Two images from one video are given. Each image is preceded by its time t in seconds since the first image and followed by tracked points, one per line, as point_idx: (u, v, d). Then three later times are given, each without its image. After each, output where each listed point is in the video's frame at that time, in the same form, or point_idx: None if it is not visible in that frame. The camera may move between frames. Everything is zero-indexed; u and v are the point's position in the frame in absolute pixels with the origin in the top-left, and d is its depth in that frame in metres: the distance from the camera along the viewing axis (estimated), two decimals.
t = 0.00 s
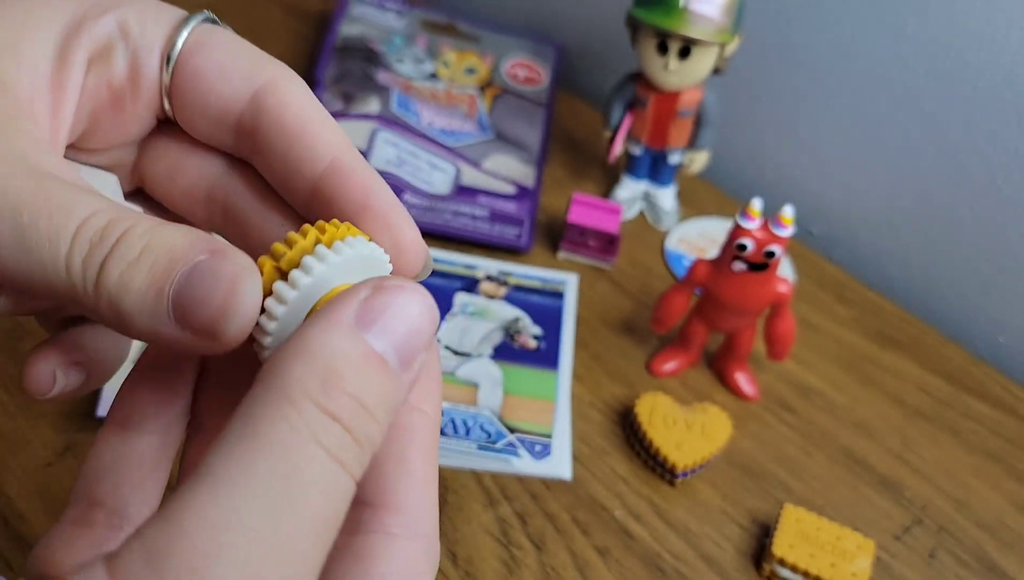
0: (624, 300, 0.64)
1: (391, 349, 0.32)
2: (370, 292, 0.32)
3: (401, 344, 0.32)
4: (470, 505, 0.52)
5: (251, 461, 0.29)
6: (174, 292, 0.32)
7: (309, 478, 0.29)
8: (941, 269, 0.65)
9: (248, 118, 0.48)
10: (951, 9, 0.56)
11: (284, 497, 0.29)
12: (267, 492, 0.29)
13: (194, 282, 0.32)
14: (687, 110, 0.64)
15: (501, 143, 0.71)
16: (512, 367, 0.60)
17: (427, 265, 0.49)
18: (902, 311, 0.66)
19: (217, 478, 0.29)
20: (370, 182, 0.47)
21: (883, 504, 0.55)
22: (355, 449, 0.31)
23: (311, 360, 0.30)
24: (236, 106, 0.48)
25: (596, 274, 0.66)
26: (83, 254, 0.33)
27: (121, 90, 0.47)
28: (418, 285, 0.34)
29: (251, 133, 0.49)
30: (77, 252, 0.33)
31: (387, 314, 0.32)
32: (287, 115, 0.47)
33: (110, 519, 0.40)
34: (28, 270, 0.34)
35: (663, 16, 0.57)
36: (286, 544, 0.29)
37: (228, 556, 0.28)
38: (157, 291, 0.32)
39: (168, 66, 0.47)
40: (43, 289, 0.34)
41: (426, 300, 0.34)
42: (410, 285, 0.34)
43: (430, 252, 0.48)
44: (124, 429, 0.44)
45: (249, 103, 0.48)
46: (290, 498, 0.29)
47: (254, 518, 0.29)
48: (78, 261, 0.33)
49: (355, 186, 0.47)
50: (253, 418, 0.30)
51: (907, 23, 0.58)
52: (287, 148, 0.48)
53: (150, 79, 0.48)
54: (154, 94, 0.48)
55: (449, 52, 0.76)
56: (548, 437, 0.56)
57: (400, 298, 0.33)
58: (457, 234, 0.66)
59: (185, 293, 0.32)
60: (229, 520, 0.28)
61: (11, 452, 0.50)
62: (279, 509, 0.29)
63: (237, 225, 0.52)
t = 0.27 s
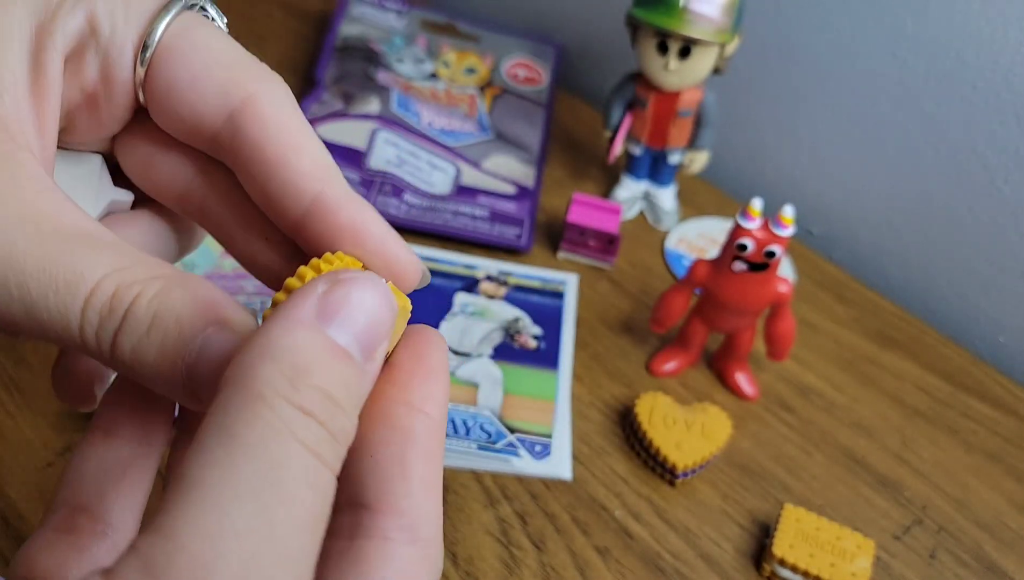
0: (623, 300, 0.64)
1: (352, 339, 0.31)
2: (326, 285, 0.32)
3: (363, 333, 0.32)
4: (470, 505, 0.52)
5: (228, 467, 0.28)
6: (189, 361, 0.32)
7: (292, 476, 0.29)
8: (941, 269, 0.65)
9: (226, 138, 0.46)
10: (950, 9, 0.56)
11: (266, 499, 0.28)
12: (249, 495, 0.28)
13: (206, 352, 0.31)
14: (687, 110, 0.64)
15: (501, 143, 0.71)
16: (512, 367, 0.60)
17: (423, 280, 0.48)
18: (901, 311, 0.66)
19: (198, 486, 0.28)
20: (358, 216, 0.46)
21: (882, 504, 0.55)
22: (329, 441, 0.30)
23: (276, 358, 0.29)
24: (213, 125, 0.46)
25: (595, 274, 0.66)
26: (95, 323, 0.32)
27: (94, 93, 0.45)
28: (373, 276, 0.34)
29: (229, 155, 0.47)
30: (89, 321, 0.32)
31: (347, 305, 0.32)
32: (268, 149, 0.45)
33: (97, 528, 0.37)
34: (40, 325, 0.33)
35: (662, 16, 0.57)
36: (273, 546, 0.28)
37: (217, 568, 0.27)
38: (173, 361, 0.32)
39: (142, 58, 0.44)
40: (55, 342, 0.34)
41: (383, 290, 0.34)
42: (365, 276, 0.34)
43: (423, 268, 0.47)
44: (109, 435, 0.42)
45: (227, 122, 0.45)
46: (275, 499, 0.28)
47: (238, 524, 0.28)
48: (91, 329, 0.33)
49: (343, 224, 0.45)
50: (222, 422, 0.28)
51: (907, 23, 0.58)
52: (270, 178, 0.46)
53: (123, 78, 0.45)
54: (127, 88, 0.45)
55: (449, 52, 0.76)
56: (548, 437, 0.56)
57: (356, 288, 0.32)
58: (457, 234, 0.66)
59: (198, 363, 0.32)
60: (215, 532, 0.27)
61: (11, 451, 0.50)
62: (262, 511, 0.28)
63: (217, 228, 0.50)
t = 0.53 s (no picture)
0: (624, 300, 0.64)
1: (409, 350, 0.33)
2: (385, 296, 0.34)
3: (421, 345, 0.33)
4: (470, 505, 0.51)
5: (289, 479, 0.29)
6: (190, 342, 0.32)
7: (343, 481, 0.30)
8: (942, 268, 0.65)
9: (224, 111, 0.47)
10: (950, 8, 0.56)
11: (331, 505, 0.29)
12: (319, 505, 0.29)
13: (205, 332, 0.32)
14: (688, 109, 0.64)
15: (501, 142, 0.71)
16: (512, 367, 0.59)
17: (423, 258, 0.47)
18: (903, 311, 0.66)
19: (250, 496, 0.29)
20: (357, 172, 0.45)
21: (883, 505, 0.55)
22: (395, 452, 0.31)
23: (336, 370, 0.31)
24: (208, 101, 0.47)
25: (596, 274, 0.66)
26: (88, 312, 0.32)
27: (79, 91, 0.45)
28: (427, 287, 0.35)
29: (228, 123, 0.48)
30: (81, 310, 0.32)
31: (400, 318, 0.33)
32: (264, 105, 0.46)
33: (111, 511, 0.38)
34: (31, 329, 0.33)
35: (664, 15, 0.57)
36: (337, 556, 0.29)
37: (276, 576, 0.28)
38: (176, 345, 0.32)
39: (124, 50, 0.45)
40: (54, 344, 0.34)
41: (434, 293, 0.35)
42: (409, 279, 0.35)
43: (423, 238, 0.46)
44: (124, 419, 0.41)
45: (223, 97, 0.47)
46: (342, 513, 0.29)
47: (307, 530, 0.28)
48: (85, 319, 0.33)
49: (343, 177, 0.45)
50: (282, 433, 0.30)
51: (907, 22, 0.58)
52: (266, 140, 0.46)
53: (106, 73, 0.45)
54: (113, 80, 0.46)
55: (449, 51, 0.76)
56: (548, 437, 0.55)
57: (408, 301, 0.34)
58: (457, 233, 0.66)
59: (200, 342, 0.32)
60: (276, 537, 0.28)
61: (10, 452, 0.50)
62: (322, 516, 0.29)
63: (208, 227, 0.49)
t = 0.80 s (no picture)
0: (624, 300, 0.64)
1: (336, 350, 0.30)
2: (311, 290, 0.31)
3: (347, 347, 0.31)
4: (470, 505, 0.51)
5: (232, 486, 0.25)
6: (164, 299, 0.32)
7: (282, 491, 0.26)
8: (941, 268, 0.65)
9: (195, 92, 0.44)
10: (950, 8, 0.56)
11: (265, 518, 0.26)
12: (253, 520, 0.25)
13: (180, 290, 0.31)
14: (688, 109, 0.64)
15: (502, 142, 0.71)
16: (512, 367, 0.59)
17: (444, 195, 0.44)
18: (903, 311, 0.66)
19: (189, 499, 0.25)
20: (353, 140, 0.42)
21: (883, 504, 0.55)
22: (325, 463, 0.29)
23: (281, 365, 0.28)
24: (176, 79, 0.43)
25: (596, 274, 0.66)
26: (55, 267, 0.32)
27: (38, 59, 0.45)
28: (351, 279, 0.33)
29: (196, 99, 0.44)
30: (48, 266, 0.32)
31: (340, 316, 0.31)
32: (236, 86, 0.42)
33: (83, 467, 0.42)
34: None
35: (664, 15, 0.57)
36: None
37: None
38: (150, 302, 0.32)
39: (79, 17, 0.43)
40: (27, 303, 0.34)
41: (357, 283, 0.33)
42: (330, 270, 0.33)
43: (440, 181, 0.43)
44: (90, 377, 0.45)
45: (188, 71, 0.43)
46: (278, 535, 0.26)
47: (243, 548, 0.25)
48: (52, 275, 0.32)
49: (337, 153, 0.42)
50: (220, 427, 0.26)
51: (907, 22, 0.58)
52: (252, 128, 0.43)
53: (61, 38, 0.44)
54: (73, 49, 0.45)
55: (449, 51, 0.76)
56: (548, 437, 0.55)
57: (346, 298, 0.32)
58: (457, 234, 0.66)
59: (174, 298, 0.32)
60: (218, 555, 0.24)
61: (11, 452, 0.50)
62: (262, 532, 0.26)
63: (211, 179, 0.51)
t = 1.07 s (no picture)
0: (624, 300, 0.64)
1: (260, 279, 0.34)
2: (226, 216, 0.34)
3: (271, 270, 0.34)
4: (470, 505, 0.51)
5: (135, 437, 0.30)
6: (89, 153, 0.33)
7: (183, 421, 0.31)
8: (941, 268, 0.65)
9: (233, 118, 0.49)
10: (950, 8, 0.56)
11: (155, 437, 0.30)
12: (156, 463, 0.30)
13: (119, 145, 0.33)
14: (688, 109, 0.64)
15: (502, 142, 0.71)
16: (512, 367, 0.59)
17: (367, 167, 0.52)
18: (903, 311, 0.66)
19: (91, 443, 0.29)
20: (306, 114, 0.48)
21: (883, 504, 0.55)
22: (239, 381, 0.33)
23: (183, 298, 0.31)
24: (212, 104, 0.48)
25: (596, 274, 0.66)
26: None
27: None
28: (271, 201, 0.36)
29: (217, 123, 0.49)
30: None
31: (250, 243, 0.34)
32: (184, 50, 0.47)
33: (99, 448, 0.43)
34: None
35: (664, 15, 0.57)
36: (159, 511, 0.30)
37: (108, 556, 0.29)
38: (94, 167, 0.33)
39: None
40: None
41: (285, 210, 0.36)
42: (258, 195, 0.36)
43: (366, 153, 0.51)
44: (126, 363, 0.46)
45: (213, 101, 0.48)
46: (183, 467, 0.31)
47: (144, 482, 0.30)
48: None
49: (283, 116, 0.48)
50: (125, 366, 0.30)
51: (907, 22, 0.58)
52: (193, 90, 0.48)
53: None
54: None
55: (449, 51, 0.76)
56: (548, 437, 0.55)
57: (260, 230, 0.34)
58: (458, 234, 0.66)
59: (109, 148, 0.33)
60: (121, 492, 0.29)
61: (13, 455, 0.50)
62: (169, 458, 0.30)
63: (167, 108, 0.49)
